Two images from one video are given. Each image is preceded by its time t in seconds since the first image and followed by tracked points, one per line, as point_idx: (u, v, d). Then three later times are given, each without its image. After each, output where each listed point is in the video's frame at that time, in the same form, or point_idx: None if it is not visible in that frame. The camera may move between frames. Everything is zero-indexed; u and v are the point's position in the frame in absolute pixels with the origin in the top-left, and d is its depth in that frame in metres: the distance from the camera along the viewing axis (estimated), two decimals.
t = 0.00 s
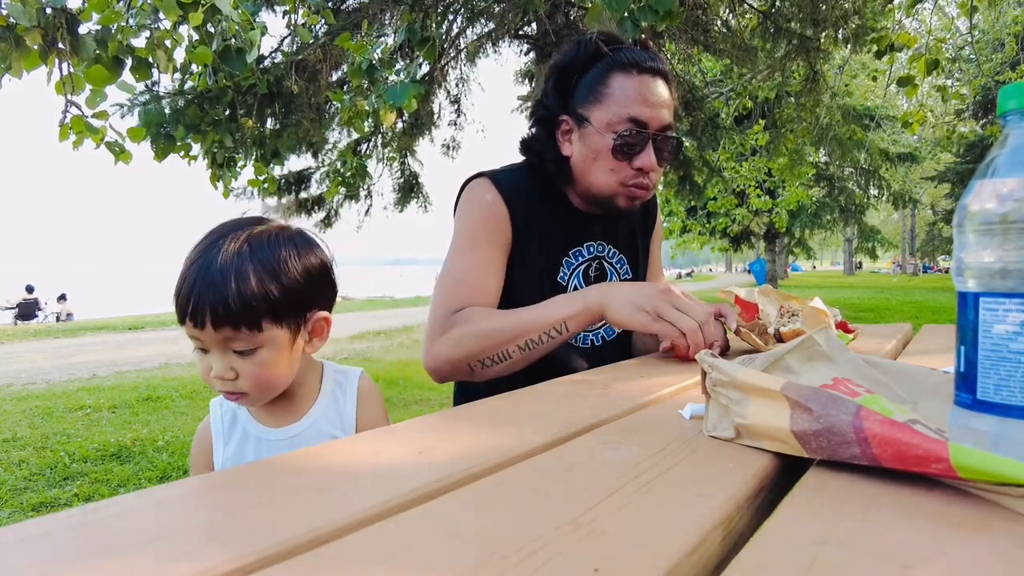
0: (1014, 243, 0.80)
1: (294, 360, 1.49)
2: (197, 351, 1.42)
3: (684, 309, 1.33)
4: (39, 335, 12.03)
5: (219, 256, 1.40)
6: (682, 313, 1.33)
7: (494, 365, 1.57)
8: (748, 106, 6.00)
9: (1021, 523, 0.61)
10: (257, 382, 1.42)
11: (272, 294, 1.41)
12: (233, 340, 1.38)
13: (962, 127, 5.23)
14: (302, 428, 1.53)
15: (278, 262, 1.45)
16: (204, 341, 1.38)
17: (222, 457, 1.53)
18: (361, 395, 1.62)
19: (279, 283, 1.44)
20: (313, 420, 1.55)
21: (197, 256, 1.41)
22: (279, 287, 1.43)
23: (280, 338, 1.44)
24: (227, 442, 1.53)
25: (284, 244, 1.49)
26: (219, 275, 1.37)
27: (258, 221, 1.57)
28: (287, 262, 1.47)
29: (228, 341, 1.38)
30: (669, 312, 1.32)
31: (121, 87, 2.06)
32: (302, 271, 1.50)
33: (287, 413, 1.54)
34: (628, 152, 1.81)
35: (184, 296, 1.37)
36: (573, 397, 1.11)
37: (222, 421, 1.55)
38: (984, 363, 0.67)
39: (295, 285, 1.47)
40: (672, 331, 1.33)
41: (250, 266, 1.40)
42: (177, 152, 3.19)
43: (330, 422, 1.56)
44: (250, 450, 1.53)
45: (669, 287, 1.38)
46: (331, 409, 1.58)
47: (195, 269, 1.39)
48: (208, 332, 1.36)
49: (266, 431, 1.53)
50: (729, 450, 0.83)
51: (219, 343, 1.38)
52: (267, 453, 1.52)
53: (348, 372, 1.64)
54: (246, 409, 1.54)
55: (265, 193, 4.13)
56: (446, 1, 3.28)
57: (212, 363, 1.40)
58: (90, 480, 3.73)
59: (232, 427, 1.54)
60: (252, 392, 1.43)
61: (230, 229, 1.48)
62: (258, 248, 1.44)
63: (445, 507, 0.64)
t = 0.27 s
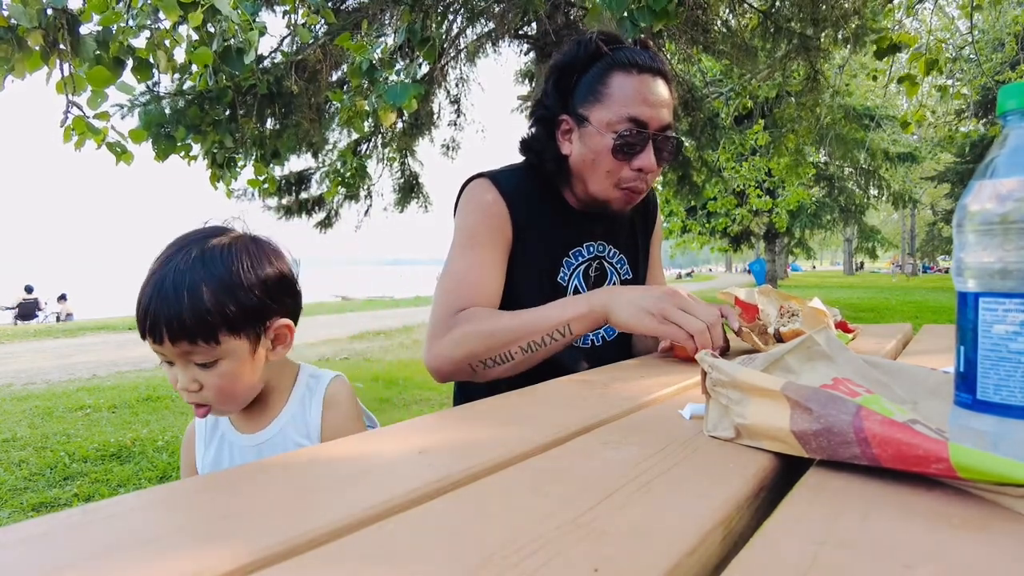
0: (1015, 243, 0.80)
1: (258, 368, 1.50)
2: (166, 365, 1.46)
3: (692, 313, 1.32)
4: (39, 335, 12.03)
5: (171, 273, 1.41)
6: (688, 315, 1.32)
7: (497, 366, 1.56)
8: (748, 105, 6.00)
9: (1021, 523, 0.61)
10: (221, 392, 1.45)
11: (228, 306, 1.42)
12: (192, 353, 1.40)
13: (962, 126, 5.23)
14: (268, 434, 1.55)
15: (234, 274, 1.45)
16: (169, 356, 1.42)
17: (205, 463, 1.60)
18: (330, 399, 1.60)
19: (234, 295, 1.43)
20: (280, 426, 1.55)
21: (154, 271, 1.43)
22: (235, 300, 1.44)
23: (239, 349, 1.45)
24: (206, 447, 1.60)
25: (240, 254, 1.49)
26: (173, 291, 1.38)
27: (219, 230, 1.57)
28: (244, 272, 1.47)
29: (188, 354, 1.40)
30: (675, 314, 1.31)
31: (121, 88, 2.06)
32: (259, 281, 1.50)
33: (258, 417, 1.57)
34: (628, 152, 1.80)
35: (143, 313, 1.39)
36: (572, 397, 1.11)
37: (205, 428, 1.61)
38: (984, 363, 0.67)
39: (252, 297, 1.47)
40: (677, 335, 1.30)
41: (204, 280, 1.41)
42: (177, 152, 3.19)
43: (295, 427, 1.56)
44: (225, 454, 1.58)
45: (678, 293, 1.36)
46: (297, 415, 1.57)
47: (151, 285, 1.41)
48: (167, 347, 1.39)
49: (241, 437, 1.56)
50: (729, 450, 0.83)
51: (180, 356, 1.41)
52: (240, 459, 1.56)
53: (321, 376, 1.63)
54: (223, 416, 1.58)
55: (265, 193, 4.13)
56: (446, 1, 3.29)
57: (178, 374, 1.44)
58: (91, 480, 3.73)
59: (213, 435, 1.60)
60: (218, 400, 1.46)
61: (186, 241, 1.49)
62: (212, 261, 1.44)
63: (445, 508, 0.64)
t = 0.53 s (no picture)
0: (1014, 243, 0.80)
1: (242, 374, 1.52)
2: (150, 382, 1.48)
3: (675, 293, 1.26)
4: (39, 335, 12.03)
5: (141, 293, 1.42)
6: (670, 295, 1.26)
7: (493, 361, 1.55)
8: (748, 105, 6.00)
9: (1021, 523, 0.61)
10: (209, 403, 1.47)
11: (203, 319, 1.43)
12: (174, 368, 1.42)
13: (962, 127, 5.23)
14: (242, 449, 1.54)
15: (204, 287, 1.46)
16: (151, 374, 1.44)
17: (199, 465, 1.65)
18: (296, 414, 1.54)
19: (206, 308, 1.44)
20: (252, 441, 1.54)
21: (125, 293, 1.44)
22: (208, 312, 1.45)
23: (222, 355, 1.47)
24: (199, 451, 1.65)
25: (208, 266, 1.50)
26: (146, 310, 1.40)
27: (184, 243, 1.57)
28: (214, 284, 1.48)
29: (169, 369, 1.42)
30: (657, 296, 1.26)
31: (121, 88, 2.06)
32: (230, 292, 1.51)
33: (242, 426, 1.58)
34: (629, 146, 1.81)
35: (119, 335, 1.41)
36: (572, 397, 1.11)
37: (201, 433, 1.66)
38: (984, 363, 0.67)
39: (225, 307, 1.48)
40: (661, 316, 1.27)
41: (174, 296, 1.42)
42: (177, 153, 3.19)
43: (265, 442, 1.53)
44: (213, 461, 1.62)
45: (660, 272, 1.30)
46: (265, 431, 1.54)
47: (122, 307, 1.42)
48: (148, 365, 1.40)
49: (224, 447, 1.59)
50: (729, 450, 0.83)
51: (163, 372, 1.42)
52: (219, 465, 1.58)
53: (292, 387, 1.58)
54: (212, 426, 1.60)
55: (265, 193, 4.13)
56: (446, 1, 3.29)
57: (164, 392, 1.46)
58: (90, 480, 3.73)
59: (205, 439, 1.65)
60: (207, 411, 1.48)
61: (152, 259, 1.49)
62: (181, 275, 1.45)
63: (445, 508, 0.64)
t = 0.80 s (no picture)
0: (1015, 243, 0.80)
1: (238, 380, 1.53)
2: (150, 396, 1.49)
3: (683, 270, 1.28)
4: (39, 335, 12.03)
5: (129, 311, 1.42)
6: (679, 272, 1.29)
7: (504, 366, 1.55)
8: (748, 105, 6.00)
9: (1021, 523, 0.61)
10: (208, 412, 1.49)
11: (193, 333, 1.43)
12: (170, 383, 1.43)
13: (962, 127, 5.23)
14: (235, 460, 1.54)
15: (192, 301, 1.45)
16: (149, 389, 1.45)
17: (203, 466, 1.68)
18: (284, 425, 1.53)
19: (196, 322, 1.44)
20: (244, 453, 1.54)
21: (114, 311, 1.44)
22: (197, 325, 1.44)
23: (216, 364, 1.48)
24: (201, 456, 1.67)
25: (193, 278, 1.48)
26: (135, 329, 1.39)
27: (169, 253, 1.55)
28: (201, 296, 1.48)
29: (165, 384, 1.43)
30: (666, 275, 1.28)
31: (121, 89, 2.06)
32: (218, 303, 1.50)
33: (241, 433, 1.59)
34: (626, 141, 1.82)
35: (113, 354, 1.42)
36: (572, 397, 1.11)
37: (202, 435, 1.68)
38: (984, 363, 0.67)
39: (214, 319, 1.48)
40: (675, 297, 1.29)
41: (161, 313, 1.41)
42: (177, 153, 3.19)
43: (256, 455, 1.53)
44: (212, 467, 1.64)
45: (663, 250, 1.32)
46: (256, 443, 1.53)
47: (112, 326, 1.42)
48: (143, 381, 1.41)
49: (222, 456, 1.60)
50: (729, 450, 0.83)
51: (160, 387, 1.44)
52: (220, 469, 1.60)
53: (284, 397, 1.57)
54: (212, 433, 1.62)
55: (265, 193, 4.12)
56: (446, 1, 3.29)
57: (164, 404, 1.48)
58: (90, 480, 3.73)
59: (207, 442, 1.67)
60: (207, 420, 1.50)
61: (138, 273, 1.48)
62: (167, 290, 1.44)
63: (444, 508, 0.64)
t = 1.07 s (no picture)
0: (1015, 243, 0.80)
1: (246, 383, 1.53)
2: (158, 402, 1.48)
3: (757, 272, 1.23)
4: (39, 335, 12.03)
5: (136, 315, 1.42)
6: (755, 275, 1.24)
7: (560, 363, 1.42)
8: (748, 105, 6.00)
9: (1021, 523, 0.61)
10: (217, 416, 1.48)
11: (200, 337, 1.43)
12: (178, 387, 1.43)
13: (962, 127, 5.23)
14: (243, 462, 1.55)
15: (198, 305, 1.46)
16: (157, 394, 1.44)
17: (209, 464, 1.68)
18: (291, 428, 1.52)
19: (203, 325, 1.45)
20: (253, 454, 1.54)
21: (119, 316, 1.44)
22: (203, 328, 1.45)
23: (225, 367, 1.48)
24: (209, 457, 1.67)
25: (198, 282, 1.49)
26: (141, 333, 1.40)
27: (173, 256, 1.56)
28: (208, 300, 1.48)
29: (174, 388, 1.43)
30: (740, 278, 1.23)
31: (121, 89, 2.06)
32: (224, 306, 1.51)
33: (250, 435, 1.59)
34: (556, 139, 1.77)
35: (118, 359, 1.42)
36: (572, 397, 1.11)
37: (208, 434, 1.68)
38: (983, 363, 0.67)
39: (220, 322, 1.48)
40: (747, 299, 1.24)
41: (168, 317, 1.42)
42: (177, 153, 3.19)
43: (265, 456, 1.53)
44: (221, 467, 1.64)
45: (738, 256, 1.25)
46: (264, 445, 1.53)
47: (118, 331, 1.42)
48: (150, 387, 1.41)
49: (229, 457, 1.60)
50: (730, 450, 0.83)
51: (168, 393, 1.43)
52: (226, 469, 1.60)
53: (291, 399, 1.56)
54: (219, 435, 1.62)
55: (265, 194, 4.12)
56: (446, 1, 3.29)
57: (172, 409, 1.47)
58: (91, 480, 3.73)
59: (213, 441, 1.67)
60: (217, 424, 1.50)
61: (142, 277, 1.49)
62: (173, 294, 1.45)
63: (444, 508, 0.64)
